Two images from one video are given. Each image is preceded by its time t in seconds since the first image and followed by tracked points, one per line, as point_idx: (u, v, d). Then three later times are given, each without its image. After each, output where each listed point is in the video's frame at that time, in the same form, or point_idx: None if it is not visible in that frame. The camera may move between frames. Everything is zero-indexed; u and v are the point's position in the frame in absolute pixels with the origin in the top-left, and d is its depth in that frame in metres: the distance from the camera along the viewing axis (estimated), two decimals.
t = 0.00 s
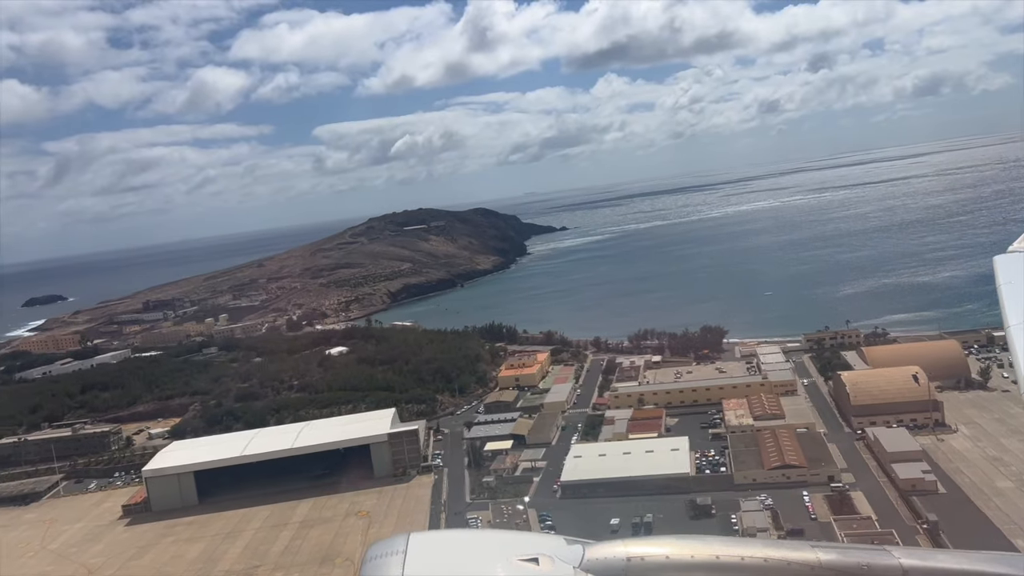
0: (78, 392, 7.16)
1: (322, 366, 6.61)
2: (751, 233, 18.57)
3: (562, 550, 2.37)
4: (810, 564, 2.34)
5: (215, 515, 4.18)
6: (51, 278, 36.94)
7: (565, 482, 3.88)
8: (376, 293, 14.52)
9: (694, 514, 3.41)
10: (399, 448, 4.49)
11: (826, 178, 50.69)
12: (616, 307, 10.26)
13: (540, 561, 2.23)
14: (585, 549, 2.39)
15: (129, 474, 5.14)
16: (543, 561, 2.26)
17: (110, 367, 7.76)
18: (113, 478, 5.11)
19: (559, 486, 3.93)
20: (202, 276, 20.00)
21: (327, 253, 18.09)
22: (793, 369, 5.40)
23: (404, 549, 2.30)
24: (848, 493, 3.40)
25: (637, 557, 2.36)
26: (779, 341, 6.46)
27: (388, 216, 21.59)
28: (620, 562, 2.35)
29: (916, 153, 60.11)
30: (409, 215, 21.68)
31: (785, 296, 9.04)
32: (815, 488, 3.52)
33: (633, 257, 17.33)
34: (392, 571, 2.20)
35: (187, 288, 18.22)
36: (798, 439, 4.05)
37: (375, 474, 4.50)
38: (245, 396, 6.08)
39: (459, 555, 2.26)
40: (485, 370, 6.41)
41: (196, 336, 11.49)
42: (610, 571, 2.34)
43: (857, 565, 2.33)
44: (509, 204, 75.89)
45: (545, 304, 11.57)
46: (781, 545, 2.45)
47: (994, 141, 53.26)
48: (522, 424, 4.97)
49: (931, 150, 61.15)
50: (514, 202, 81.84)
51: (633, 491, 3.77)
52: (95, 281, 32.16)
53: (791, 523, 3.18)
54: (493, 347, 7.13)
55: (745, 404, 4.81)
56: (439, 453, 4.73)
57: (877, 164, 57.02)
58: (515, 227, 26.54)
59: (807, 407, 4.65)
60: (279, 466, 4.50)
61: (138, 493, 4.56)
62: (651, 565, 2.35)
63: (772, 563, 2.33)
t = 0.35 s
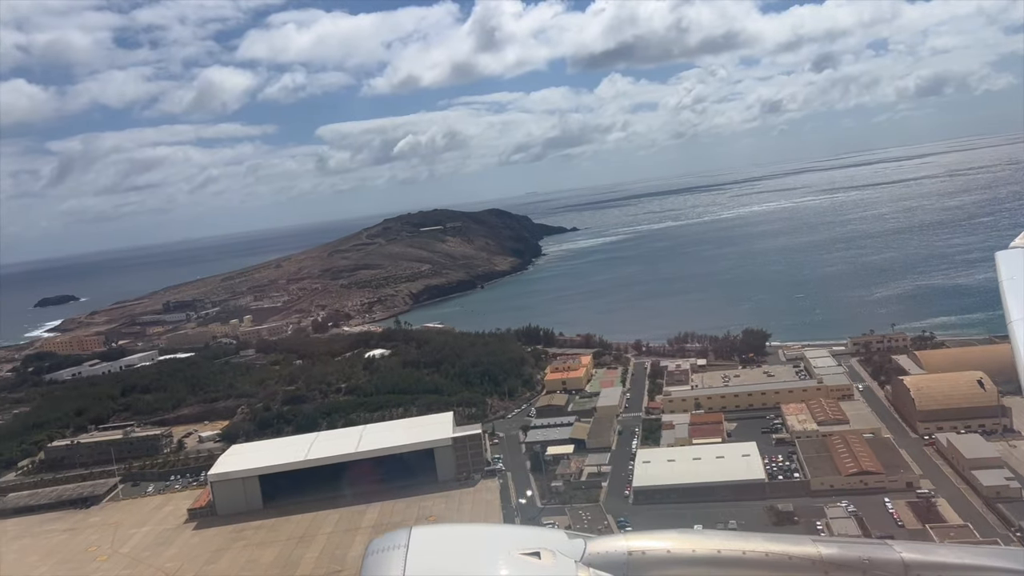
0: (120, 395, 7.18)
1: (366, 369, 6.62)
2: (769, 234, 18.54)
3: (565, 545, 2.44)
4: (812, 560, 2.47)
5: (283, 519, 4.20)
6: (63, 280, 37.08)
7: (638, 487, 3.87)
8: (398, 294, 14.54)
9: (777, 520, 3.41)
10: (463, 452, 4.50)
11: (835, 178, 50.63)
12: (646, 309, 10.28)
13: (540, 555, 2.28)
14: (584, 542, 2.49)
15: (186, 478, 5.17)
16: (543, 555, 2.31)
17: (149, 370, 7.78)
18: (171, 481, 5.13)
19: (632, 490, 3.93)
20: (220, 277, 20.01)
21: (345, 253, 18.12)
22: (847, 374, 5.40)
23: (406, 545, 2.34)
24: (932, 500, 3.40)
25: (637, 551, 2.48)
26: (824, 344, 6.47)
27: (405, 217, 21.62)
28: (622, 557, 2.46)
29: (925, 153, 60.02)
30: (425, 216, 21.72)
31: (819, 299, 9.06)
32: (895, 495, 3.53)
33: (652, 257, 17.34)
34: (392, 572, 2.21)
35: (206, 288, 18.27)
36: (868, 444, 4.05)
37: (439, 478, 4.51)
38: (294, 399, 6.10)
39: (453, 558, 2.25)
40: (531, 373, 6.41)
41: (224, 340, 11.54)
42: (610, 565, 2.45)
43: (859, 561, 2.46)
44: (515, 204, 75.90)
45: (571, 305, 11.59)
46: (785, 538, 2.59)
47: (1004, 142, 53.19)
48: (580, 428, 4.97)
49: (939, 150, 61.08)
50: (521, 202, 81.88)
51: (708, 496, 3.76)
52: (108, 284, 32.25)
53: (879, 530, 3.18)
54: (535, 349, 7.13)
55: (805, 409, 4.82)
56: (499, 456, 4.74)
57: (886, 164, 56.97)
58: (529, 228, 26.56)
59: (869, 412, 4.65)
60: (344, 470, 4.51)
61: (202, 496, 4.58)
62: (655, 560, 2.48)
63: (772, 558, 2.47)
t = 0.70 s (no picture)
0: (166, 397, 7.20)
1: (414, 372, 6.62)
2: (788, 234, 18.53)
3: (569, 545, 2.63)
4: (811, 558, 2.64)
5: (357, 523, 4.20)
6: (74, 280, 37.16)
7: (718, 492, 3.86)
8: (422, 293, 14.57)
9: (869, 526, 3.41)
10: (531, 456, 4.49)
11: (843, 178, 50.58)
12: (678, 310, 10.30)
13: (546, 552, 2.45)
14: (590, 542, 2.68)
15: (246, 480, 5.17)
16: (549, 553, 2.48)
17: (192, 372, 7.79)
18: (232, 483, 5.13)
19: (710, 496, 3.92)
20: (237, 277, 20.03)
21: (365, 254, 18.16)
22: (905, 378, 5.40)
23: (409, 543, 2.56)
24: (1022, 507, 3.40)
25: (641, 549, 2.69)
26: (874, 347, 6.47)
27: (421, 217, 21.67)
28: (625, 554, 2.66)
29: (933, 152, 59.94)
30: (442, 216, 21.77)
31: (856, 300, 9.06)
32: (982, 501, 3.53)
33: (672, 256, 17.35)
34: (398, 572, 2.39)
35: (225, 288, 18.33)
36: (944, 450, 4.05)
37: (507, 482, 4.51)
38: (346, 402, 6.11)
39: (458, 556, 2.42)
40: (580, 376, 6.41)
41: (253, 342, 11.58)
42: (614, 565, 2.63)
43: (858, 559, 2.62)
44: (522, 203, 75.99)
45: (600, 305, 11.62)
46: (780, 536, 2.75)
47: (1013, 142, 53.11)
48: (643, 432, 4.97)
49: (947, 149, 61.01)
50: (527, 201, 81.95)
51: (789, 502, 3.76)
52: (120, 285, 32.31)
53: (976, 538, 3.19)
54: (579, 352, 7.13)
55: (869, 413, 4.81)
56: (565, 460, 4.74)
57: (895, 163, 56.91)
58: (542, 229, 26.57)
59: (936, 417, 4.65)
60: (414, 474, 4.51)
61: (271, 500, 4.59)
62: (656, 558, 2.67)
63: (772, 554, 2.65)
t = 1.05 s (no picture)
0: (206, 398, 7.21)
1: (457, 374, 6.62)
2: (804, 233, 18.52)
3: (571, 545, 2.69)
4: (810, 560, 2.73)
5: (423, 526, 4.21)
6: (83, 278, 37.25)
7: (789, 496, 3.86)
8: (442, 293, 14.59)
9: (949, 531, 3.41)
10: (593, 459, 4.48)
11: (849, 178, 50.53)
12: (704, 310, 10.32)
13: (549, 554, 2.50)
14: (591, 542, 2.75)
15: (301, 481, 5.18)
16: (551, 554, 2.53)
17: (230, 373, 7.80)
18: (287, 485, 5.14)
19: (780, 500, 3.92)
20: (252, 276, 20.03)
21: (382, 254, 18.21)
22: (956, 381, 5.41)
23: (412, 544, 2.57)
24: None
25: (643, 551, 2.76)
26: (917, 350, 6.49)
27: (435, 217, 21.71)
28: (628, 555, 2.74)
29: (940, 151, 59.93)
30: (456, 216, 21.81)
31: (887, 300, 9.08)
32: None
33: (690, 255, 17.36)
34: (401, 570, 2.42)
35: (243, 287, 18.37)
36: (1012, 454, 4.06)
37: (568, 484, 4.51)
38: (392, 403, 6.13)
39: (459, 554, 2.47)
40: (624, 377, 6.42)
41: (279, 343, 11.61)
42: (616, 564, 2.71)
43: (855, 562, 2.72)
44: (527, 201, 76.05)
45: (624, 305, 11.64)
46: (781, 538, 2.84)
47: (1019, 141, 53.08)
48: (700, 435, 4.97)
49: (953, 148, 60.97)
50: (532, 200, 82.01)
51: (861, 506, 3.76)
52: (129, 284, 32.34)
53: None
54: (619, 353, 7.13)
55: (926, 416, 4.82)
56: (624, 462, 4.73)
57: (901, 162, 56.90)
58: (554, 228, 26.57)
59: (995, 420, 4.65)
60: (476, 477, 4.52)
61: (332, 502, 4.59)
62: (658, 558, 2.76)
63: (773, 556, 2.74)
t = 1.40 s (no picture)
0: (249, 399, 7.24)
1: (503, 376, 6.63)
2: (821, 232, 18.52)
3: (571, 548, 2.52)
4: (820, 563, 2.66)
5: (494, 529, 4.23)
6: (93, 276, 37.31)
7: (866, 501, 3.87)
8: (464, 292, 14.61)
9: None
10: (659, 462, 4.48)
11: (856, 176, 50.50)
12: (733, 309, 10.33)
13: (548, 557, 2.36)
14: (593, 543, 2.60)
15: (359, 482, 5.20)
16: (552, 556, 2.39)
17: (270, 373, 7.83)
18: (346, 487, 5.15)
19: (856, 504, 3.93)
20: (268, 275, 20.08)
21: (399, 254, 18.25)
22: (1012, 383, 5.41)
23: (412, 547, 2.42)
24: None
25: (645, 552, 2.61)
26: (965, 352, 6.49)
27: (450, 216, 21.76)
28: (629, 559, 2.58)
29: (946, 150, 59.90)
30: (471, 215, 21.83)
31: (921, 300, 9.08)
32: None
33: (707, 254, 17.38)
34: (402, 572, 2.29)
35: (260, 286, 18.40)
36: None
37: (634, 488, 4.52)
38: (441, 404, 6.13)
39: (459, 562, 2.32)
40: (670, 378, 6.44)
41: (306, 343, 11.63)
42: (618, 568, 2.54)
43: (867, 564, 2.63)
44: (531, 199, 76.07)
45: (649, 304, 11.67)
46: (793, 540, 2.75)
47: None
48: (761, 438, 4.97)
49: (958, 147, 60.95)
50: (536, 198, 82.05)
51: (941, 510, 3.77)
52: (140, 282, 32.41)
53: None
54: (662, 354, 7.14)
55: (988, 419, 4.82)
56: (689, 465, 4.74)
57: (907, 160, 56.87)
58: (566, 228, 26.61)
59: None
60: (543, 480, 4.52)
61: (398, 506, 4.60)
62: (660, 562, 2.61)
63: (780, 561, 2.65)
